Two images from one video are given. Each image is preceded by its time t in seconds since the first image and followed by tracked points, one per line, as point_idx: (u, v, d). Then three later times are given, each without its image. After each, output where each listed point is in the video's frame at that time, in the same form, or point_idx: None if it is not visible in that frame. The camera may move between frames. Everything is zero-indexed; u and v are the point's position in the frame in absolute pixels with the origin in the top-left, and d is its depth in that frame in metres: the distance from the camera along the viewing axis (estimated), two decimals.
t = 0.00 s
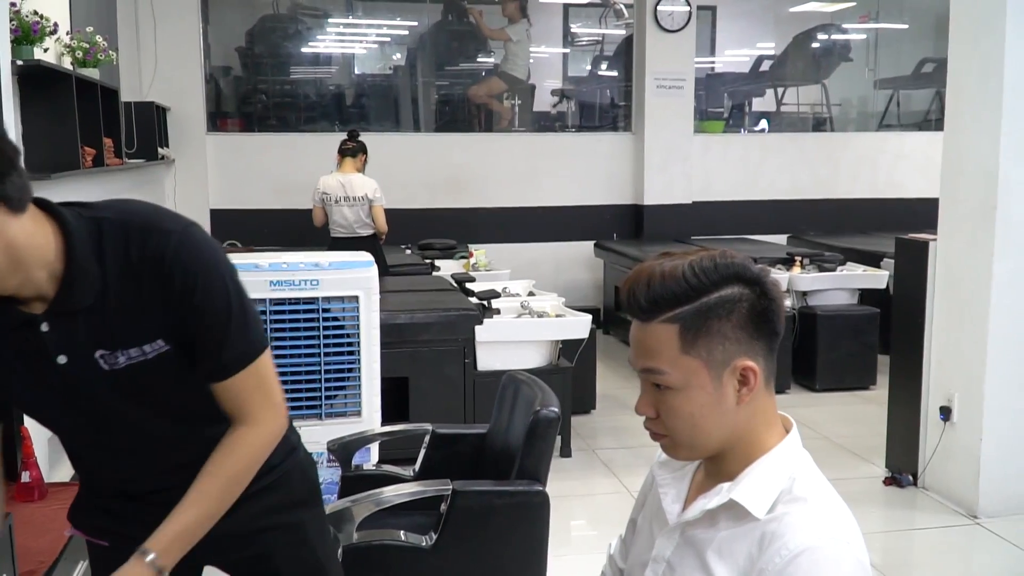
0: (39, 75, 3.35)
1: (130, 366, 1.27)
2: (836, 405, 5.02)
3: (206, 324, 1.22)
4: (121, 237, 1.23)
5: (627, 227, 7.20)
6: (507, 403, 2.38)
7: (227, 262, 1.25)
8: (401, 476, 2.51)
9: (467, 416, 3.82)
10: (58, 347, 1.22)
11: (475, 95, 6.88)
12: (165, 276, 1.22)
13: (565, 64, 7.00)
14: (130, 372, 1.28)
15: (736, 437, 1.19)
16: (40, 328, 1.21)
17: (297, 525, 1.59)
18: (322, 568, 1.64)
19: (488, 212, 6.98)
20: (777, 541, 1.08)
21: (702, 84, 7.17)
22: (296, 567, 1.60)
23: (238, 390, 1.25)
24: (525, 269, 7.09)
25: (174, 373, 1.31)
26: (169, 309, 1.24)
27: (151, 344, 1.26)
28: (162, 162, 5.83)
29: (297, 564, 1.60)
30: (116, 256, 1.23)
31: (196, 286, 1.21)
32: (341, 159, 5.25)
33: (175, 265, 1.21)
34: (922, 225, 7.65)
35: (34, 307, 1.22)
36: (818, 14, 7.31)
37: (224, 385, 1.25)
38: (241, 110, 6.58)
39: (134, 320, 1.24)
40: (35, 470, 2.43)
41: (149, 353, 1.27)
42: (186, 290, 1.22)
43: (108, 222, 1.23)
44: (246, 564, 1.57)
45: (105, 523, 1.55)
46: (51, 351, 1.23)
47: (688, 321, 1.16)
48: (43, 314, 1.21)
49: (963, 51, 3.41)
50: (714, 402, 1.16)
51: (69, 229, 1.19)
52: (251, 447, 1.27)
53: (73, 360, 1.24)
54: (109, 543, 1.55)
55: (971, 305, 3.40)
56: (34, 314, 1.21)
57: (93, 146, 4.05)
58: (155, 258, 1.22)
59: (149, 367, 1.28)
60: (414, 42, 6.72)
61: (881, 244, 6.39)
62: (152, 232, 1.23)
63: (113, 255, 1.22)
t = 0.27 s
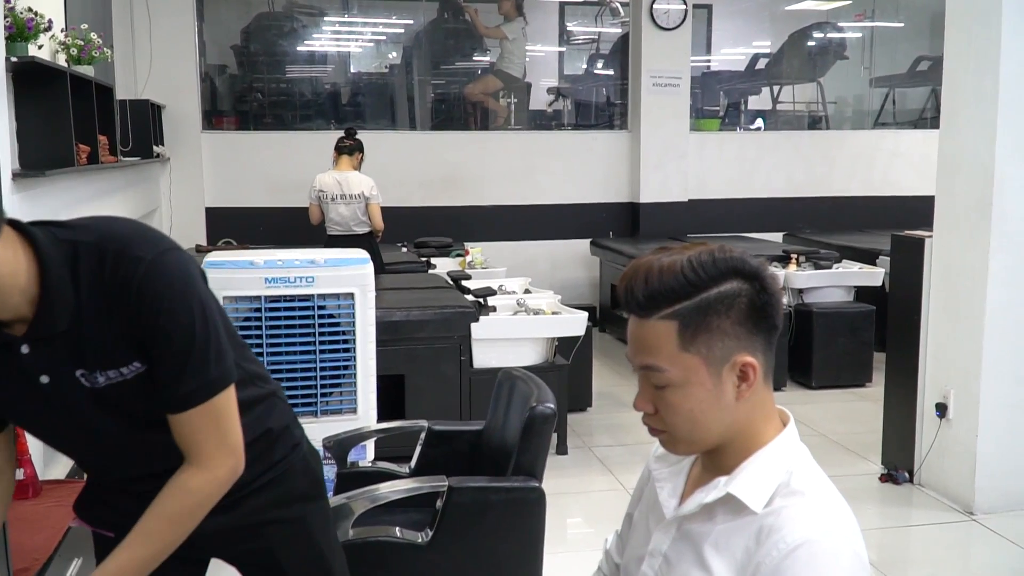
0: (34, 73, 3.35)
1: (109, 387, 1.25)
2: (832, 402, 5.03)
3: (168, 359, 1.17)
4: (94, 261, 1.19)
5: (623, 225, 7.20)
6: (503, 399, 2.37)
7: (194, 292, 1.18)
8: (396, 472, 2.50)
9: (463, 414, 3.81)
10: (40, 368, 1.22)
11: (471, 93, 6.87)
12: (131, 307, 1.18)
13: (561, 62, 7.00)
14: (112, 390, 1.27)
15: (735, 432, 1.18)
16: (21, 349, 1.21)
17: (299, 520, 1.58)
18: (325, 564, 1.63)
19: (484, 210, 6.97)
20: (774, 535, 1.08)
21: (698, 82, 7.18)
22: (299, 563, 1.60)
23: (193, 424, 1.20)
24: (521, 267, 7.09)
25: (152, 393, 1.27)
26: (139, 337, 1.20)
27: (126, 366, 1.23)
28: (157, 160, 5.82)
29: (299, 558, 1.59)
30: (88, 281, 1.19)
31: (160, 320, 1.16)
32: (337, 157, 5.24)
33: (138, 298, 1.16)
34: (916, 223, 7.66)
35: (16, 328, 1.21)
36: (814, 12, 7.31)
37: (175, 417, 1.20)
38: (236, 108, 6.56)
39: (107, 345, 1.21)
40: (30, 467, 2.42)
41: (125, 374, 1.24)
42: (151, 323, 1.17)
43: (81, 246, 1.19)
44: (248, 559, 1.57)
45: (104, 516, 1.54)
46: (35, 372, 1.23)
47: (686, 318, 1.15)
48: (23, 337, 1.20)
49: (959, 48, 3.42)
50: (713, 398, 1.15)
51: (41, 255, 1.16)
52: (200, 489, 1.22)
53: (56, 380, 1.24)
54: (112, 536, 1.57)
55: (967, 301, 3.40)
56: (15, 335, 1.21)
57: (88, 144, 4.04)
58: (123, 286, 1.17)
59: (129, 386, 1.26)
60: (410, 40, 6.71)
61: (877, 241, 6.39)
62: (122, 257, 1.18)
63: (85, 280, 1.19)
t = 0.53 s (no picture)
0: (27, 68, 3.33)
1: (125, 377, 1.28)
2: (828, 399, 5.02)
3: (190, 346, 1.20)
4: (99, 257, 1.20)
5: (619, 223, 7.19)
6: (497, 395, 2.36)
7: (207, 282, 1.20)
8: (391, 468, 2.49)
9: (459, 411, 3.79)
10: (53, 365, 1.23)
11: (466, 92, 6.85)
12: (146, 298, 1.19)
13: (557, 61, 6.98)
14: (127, 381, 1.29)
15: (731, 423, 1.17)
16: (32, 348, 1.21)
17: (306, 513, 1.57)
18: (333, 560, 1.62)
19: (480, 208, 6.96)
20: (771, 526, 1.07)
21: (693, 81, 7.17)
22: (307, 557, 1.58)
23: (229, 405, 1.24)
24: (517, 265, 7.08)
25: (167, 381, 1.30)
26: (154, 327, 1.22)
27: (141, 356, 1.25)
28: (151, 158, 5.80)
29: (306, 552, 1.58)
30: (96, 275, 1.20)
31: (178, 310, 1.18)
32: (334, 154, 5.21)
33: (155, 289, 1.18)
34: (912, 221, 7.66)
35: (24, 327, 1.21)
36: (810, 11, 7.30)
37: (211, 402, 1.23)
38: (231, 106, 6.54)
39: (121, 337, 1.23)
40: (23, 464, 2.41)
41: (141, 365, 1.26)
42: (167, 314, 1.19)
43: (88, 242, 1.20)
44: (257, 552, 1.58)
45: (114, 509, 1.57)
46: (46, 370, 1.24)
47: (680, 309, 1.14)
48: (34, 336, 1.20)
49: (955, 45, 3.41)
50: (708, 389, 1.14)
51: (47, 253, 1.16)
52: (242, 464, 1.26)
53: (69, 376, 1.25)
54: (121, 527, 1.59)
55: (963, 298, 3.40)
56: (26, 334, 1.21)
57: (82, 141, 4.02)
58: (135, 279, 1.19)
59: (142, 376, 1.28)
60: (406, 38, 6.69)
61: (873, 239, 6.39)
62: (131, 251, 1.20)
63: (93, 275, 1.20)
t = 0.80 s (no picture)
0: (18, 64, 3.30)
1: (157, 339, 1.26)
2: (823, 397, 5.02)
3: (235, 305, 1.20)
4: (150, 214, 1.22)
5: (614, 222, 7.18)
6: (491, 391, 2.35)
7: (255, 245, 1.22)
8: (383, 466, 2.47)
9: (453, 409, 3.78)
10: (88, 316, 1.23)
11: (461, 91, 6.84)
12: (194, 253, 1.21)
13: (551, 61, 6.99)
14: (161, 346, 1.27)
15: (721, 414, 1.16)
16: (71, 296, 1.21)
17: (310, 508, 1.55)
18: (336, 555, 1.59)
19: (474, 207, 6.94)
20: (762, 519, 1.06)
21: (688, 80, 7.16)
22: (311, 552, 1.56)
23: (272, 368, 1.25)
24: (511, 264, 7.07)
25: (201, 349, 1.30)
26: (199, 289, 1.23)
27: (179, 317, 1.26)
28: (144, 156, 5.78)
29: (310, 546, 1.56)
30: (145, 233, 1.21)
31: (225, 265, 1.20)
32: (327, 152, 5.21)
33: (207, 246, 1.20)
34: (905, 220, 7.67)
35: (64, 276, 1.22)
36: (803, 10, 7.31)
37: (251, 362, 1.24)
38: (225, 105, 6.52)
39: (161, 296, 1.23)
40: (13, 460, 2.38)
41: (178, 327, 1.26)
42: (213, 269, 1.20)
43: (140, 197, 1.22)
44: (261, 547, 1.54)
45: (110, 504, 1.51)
46: (80, 320, 1.23)
47: (669, 300, 1.13)
48: (73, 284, 1.21)
49: (950, 42, 3.41)
50: (697, 381, 1.13)
51: (100, 202, 1.19)
52: (287, 421, 1.27)
53: (102, 330, 1.24)
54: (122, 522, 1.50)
55: (957, 295, 3.39)
56: (65, 283, 1.22)
57: (74, 138, 4.00)
58: (184, 235, 1.21)
59: (175, 341, 1.27)
60: (400, 37, 6.68)
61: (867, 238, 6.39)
62: (182, 209, 1.22)
63: (142, 231, 1.21)
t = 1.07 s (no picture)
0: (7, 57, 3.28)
1: (158, 339, 1.30)
2: (816, 392, 5.02)
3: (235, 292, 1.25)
4: (130, 217, 1.25)
5: (608, 217, 7.18)
6: (482, 387, 2.34)
7: (240, 233, 1.26)
8: (375, 461, 2.46)
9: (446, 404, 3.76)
10: (82, 327, 1.25)
11: (454, 86, 6.82)
12: (183, 249, 1.25)
13: (545, 57, 6.97)
14: (159, 345, 1.31)
15: (710, 406, 1.15)
16: (63, 311, 1.24)
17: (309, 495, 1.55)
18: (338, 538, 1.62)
19: (468, 202, 6.93)
20: (754, 512, 1.05)
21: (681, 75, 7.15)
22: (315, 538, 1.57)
23: (280, 337, 1.30)
24: (505, 259, 7.06)
25: (197, 345, 1.33)
26: (191, 279, 1.27)
27: (174, 315, 1.29)
28: (136, 151, 5.75)
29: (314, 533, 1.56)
30: (128, 236, 1.24)
31: (218, 257, 1.24)
32: (320, 147, 5.20)
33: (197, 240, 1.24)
34: (898, 215, 7.68)
35: (52, 293, 1.24)
36: (797, 5, 7.30)
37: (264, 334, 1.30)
38: (218, 100, 6.49)
39: (156, 294, 1.27)
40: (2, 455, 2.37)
41: (175, 323, 1.30)
42: (205, 261, 1.24)
43: (117, 200, 1.25)
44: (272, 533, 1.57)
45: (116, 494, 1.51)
46: (76, 333, 1.26)
47: (658, 289, 1.13)
48: (63, 299, 1.24)
49: (944, 37, 3.40)
50: (687, 373, 1.12)
51: (79, 215, 1.21)
52: (312, 373, 1.34)
53: (97, 339, 1.27)
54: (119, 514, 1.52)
55: (951, 290, 3.39)
56: (53, 300, 1.24)
57: (64, 132, 3.97)
58: (170, 233, 1.24)
59: (172, 339, 1.31)
60: (393, 32, 6.66)
61: (861, 233, 6.39)
62: (162, 208, 1.25)
63: (126, 233, 1.24)
